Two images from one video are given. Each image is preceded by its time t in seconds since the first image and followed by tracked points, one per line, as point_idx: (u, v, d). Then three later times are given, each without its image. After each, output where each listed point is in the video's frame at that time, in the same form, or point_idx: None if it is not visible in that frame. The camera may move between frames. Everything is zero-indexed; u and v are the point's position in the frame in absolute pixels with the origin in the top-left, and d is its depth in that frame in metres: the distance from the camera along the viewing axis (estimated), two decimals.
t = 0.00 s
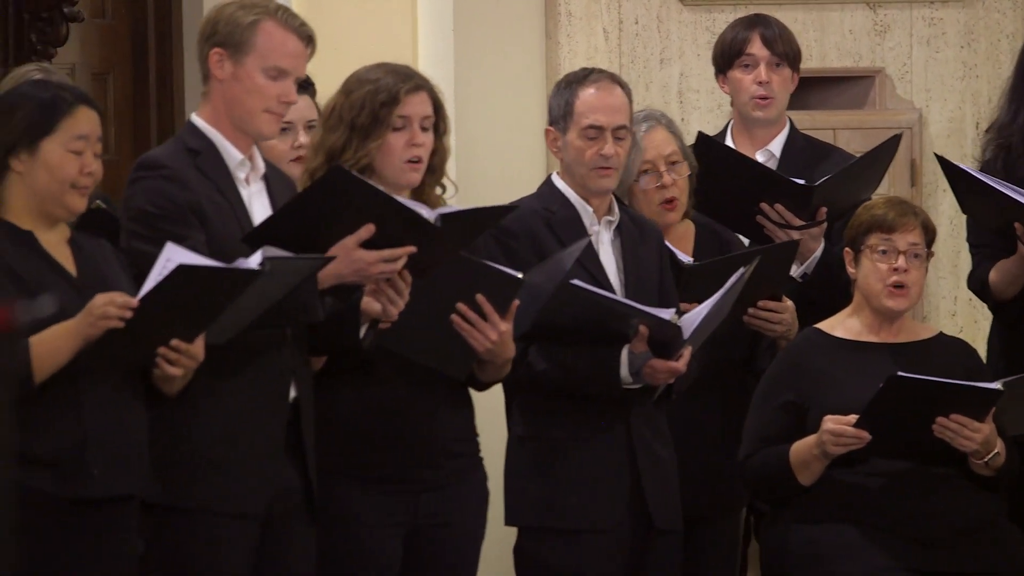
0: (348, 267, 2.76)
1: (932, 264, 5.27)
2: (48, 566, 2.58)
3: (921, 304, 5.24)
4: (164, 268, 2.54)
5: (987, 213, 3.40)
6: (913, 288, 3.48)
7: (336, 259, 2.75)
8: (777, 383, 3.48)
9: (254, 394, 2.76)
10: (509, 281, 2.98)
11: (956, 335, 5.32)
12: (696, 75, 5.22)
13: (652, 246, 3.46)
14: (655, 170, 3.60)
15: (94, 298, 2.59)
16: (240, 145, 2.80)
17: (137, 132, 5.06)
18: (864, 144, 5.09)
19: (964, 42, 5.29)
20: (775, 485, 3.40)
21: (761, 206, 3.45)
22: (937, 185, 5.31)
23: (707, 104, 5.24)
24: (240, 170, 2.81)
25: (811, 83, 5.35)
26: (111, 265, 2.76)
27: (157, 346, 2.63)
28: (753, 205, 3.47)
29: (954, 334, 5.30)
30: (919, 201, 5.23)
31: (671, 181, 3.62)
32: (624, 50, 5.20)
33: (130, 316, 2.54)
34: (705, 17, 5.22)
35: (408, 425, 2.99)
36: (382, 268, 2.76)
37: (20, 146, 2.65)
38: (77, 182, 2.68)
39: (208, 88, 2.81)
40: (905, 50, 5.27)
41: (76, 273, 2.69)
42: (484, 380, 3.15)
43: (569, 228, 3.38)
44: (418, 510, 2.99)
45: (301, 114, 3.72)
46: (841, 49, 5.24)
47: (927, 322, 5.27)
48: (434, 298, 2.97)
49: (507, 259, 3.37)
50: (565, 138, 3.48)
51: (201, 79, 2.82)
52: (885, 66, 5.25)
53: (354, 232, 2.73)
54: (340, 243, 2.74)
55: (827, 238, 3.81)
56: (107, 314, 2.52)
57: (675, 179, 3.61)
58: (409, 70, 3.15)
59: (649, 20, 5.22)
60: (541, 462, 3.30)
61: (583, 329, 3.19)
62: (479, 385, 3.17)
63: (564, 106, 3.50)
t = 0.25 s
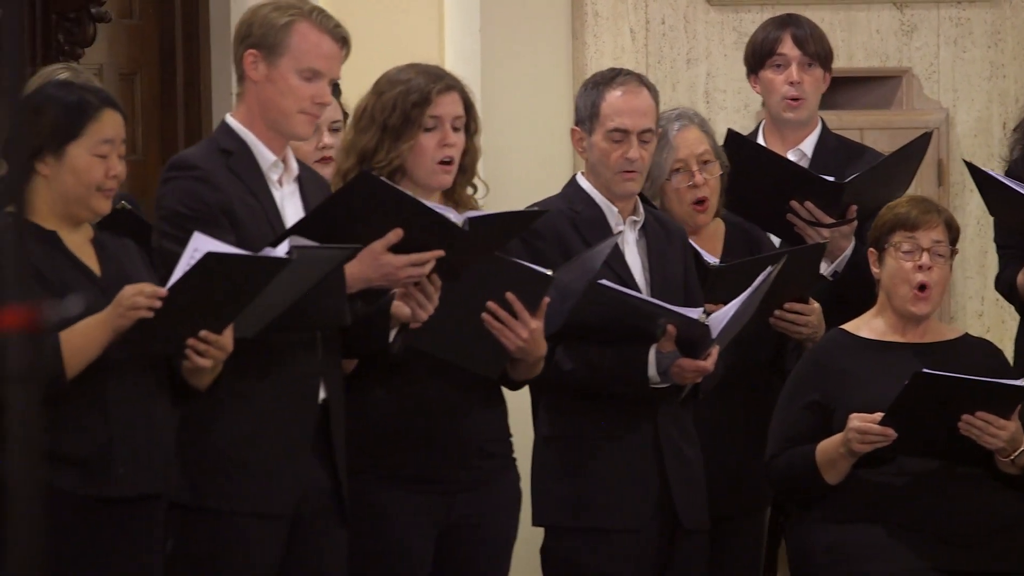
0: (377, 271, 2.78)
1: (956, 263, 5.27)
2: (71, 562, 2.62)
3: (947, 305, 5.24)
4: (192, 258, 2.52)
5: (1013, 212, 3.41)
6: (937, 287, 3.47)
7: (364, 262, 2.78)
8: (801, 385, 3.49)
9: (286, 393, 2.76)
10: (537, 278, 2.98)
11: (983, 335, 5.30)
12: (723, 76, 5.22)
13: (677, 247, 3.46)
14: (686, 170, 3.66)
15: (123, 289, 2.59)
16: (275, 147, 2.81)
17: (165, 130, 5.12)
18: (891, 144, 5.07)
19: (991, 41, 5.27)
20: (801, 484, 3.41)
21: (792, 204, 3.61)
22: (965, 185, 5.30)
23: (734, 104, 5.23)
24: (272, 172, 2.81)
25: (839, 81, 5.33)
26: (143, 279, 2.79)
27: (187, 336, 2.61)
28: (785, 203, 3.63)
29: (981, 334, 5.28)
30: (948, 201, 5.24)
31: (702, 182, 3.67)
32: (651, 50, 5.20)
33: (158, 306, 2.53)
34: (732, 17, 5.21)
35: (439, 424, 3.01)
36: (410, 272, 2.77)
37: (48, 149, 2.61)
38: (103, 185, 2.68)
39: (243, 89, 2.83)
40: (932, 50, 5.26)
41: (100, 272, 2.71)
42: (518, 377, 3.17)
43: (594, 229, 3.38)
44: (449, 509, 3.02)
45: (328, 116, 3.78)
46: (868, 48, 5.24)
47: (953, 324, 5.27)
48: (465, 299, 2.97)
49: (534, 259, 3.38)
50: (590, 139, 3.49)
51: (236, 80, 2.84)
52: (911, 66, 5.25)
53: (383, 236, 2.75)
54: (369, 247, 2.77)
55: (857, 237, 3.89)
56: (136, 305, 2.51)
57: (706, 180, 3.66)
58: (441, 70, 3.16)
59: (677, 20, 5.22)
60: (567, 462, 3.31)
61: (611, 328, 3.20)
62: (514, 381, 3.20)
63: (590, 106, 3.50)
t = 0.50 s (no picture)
0: (406, 278, 2.78)
1: (984, 263, 5.25)
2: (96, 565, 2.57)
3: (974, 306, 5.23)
4: (218, 251, 2.50)
5: None
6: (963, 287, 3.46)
7: (393, 268, 2.78)
8: (827, 382, 3.49)
9: (317, 392, 2.77)
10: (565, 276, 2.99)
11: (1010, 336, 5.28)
12: (751, 76, 5.19)
13: (703, 248, 3.45)
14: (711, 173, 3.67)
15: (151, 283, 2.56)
16: (307, 149, 2.82)
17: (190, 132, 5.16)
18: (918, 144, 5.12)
19: (1018, 42, 5.25)
20: (827, 484, 3.41)
21: (823, 202, 3.67)
22: (992, 185, 5.28)
23: (761, 104, 5.21)
24: (304, 173, 2.82)
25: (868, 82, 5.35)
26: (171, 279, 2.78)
27: (214, 331, 2.59)
28: (816, 203, 3.69)
29: (1008, 335, 5.26)
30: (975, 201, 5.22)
31: (726, 185, 3.68)
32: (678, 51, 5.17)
33: (186, 299, 2.49)
34: (759, 17, 5.18)
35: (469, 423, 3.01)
36: (439, 277, 2.78)
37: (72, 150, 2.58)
38: (127, 188, 2.63)
39: (277, 90, 2.85)
40: (959, 50, 5.23)
41: (125, 273, 2.69)
42: (547, 373, 3.17)
43: (620, 230, 3.38)
44: (478, 510, 3.02)
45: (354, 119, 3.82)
46: (895, 48, 5.21)
47: (980, 325, 5.24)
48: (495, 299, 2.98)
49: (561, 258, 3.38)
50: (614, 139, 3.49)
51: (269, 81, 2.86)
52: (939, 66, 5.22)
53: (413, 243, 2.75)
54: (398, 253, 2.77)
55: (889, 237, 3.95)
56: (163, 299, 2.48)
57: (730, 183, 3.68)
58: (471, 71, 3.17)
59: (703, 20, 5.19)
60: (592, 461, 3.31)
61: (640, 328, 3.22)
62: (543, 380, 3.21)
63: (615, 107, 3.51)
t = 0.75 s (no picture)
0: (432, 280, 2.78)
1: (1010, 263, 5.24)
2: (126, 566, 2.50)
3: (1000, 307, 5.22)
4: (240, 250, 2.48)
5: None
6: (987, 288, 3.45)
7: (419, 270, 2.78)
8: (851, 382, 3.49)
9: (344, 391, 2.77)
10: (589, 274, 2.98)
11: None
12: (776, 75, 5.19)
13: (725, 248, 3.45)
14: (734, 176, 3.70)
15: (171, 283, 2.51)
16: (335, 148, 2.82)
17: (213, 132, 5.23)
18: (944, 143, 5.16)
19: None
20: (852, 483, 3.41)
21: (852, 204, 3.67)
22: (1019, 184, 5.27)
23: (786, 103, 5.21)
24: (333, 174, 2.82)
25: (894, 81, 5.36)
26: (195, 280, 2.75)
27: (236, 333, 2.56)
28: (845, 205, 3.69)
29: None
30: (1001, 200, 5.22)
31: (750, 188, 3.71)
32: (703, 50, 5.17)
33: (209, 298, 2.46)
34: (784, 16, 5.18)
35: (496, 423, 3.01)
36: (463, 281, 2.77)
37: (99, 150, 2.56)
38: (150, 188, 2.58)
39: (303, 89, 2.85)
40: (985, 50, 5.22)
41: (148, 273, 2.67)
42: (572, 373, 3.17)
43: (643, 230, 3.37)
44: (504, 509, 3.02)
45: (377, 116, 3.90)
46: (920, 48, 5.19)
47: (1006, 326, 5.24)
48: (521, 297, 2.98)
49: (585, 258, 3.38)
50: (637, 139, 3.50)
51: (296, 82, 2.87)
52: (965, 65, 5.21)
53: (439, 245, 2.75)
54: (425, 255, 2.76)
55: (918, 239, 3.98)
56: (186, 298, 2.44)
57: (753, 186, 3.70)
58: (494, 71, 3.17)
59: (728, 19, 5.19)
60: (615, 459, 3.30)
61: (664, 326, 3.22)
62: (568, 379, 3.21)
63: (636, 106, 3.51)
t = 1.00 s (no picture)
0: (452, 281, 2.76)
1: None
2: (146, 566, 2.46)
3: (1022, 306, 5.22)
4: (259, 254, 2.45)
5: None
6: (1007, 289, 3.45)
7: (439, 272, 2.75)
8: (872, 381, 3.48)
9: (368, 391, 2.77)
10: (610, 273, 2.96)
11: None
12: (797, 75, 5.19)
13: (744, 246, 3.45)
14: (762, 177, 3.68)
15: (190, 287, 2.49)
16: (359, 147, 2.83)
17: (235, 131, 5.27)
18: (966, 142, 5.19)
19: None
20: (873, 483, 3.40)
21: (878, 205, 3.73)
22: None
23: (809, 102, 5.21)
24: (357, 173, 2.83)
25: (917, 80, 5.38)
26: (218, 281, 2.72)
27: (257, 338, 2.55)
28: (871, 206, 3.76)
29: None
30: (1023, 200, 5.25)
31: (779, 190, 3.70)
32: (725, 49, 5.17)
33: (228, 302, 2.44)
34: (806, 16, 5.18)
35: (519, 421, 3.01)
36: (484, 282, 2.75)
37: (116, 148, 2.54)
38: (167, 182, 2.55)
39: (325, 91, 2.86)
40: (1007, 49, 5.21)
41: (171, 275, 2.63)
42: (593, 372, 3.17)
43: (663, 229, 3.36)
44: (526, 508, 3.01)
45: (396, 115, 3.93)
46: (943, 47, 5.18)
47: None
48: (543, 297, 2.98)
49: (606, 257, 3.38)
50: (655, 138, 3.49)
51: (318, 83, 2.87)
52: (987, 65, 5.21)
53: (460, 246, 2.72)
54: (444, 257, 2.74)
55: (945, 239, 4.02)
56: (206, 302, 2.42)
57: (781, 188, 3.69)
58: (513, 70, 3.16)
59: (750, 19, 5.18)
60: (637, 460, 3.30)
61: (686, 326, 3.22)
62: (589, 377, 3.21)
63: (654, 106, 3.51)
